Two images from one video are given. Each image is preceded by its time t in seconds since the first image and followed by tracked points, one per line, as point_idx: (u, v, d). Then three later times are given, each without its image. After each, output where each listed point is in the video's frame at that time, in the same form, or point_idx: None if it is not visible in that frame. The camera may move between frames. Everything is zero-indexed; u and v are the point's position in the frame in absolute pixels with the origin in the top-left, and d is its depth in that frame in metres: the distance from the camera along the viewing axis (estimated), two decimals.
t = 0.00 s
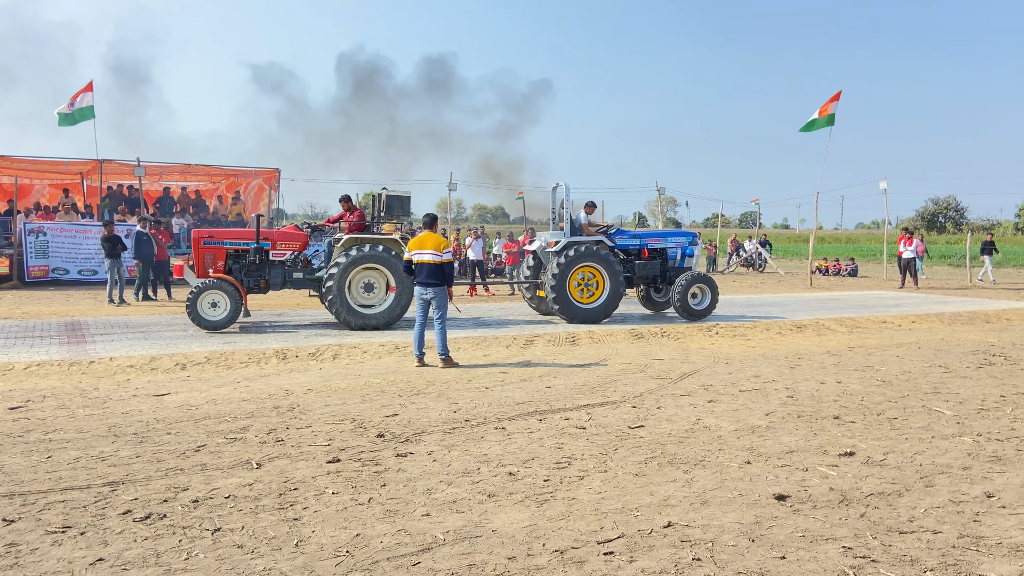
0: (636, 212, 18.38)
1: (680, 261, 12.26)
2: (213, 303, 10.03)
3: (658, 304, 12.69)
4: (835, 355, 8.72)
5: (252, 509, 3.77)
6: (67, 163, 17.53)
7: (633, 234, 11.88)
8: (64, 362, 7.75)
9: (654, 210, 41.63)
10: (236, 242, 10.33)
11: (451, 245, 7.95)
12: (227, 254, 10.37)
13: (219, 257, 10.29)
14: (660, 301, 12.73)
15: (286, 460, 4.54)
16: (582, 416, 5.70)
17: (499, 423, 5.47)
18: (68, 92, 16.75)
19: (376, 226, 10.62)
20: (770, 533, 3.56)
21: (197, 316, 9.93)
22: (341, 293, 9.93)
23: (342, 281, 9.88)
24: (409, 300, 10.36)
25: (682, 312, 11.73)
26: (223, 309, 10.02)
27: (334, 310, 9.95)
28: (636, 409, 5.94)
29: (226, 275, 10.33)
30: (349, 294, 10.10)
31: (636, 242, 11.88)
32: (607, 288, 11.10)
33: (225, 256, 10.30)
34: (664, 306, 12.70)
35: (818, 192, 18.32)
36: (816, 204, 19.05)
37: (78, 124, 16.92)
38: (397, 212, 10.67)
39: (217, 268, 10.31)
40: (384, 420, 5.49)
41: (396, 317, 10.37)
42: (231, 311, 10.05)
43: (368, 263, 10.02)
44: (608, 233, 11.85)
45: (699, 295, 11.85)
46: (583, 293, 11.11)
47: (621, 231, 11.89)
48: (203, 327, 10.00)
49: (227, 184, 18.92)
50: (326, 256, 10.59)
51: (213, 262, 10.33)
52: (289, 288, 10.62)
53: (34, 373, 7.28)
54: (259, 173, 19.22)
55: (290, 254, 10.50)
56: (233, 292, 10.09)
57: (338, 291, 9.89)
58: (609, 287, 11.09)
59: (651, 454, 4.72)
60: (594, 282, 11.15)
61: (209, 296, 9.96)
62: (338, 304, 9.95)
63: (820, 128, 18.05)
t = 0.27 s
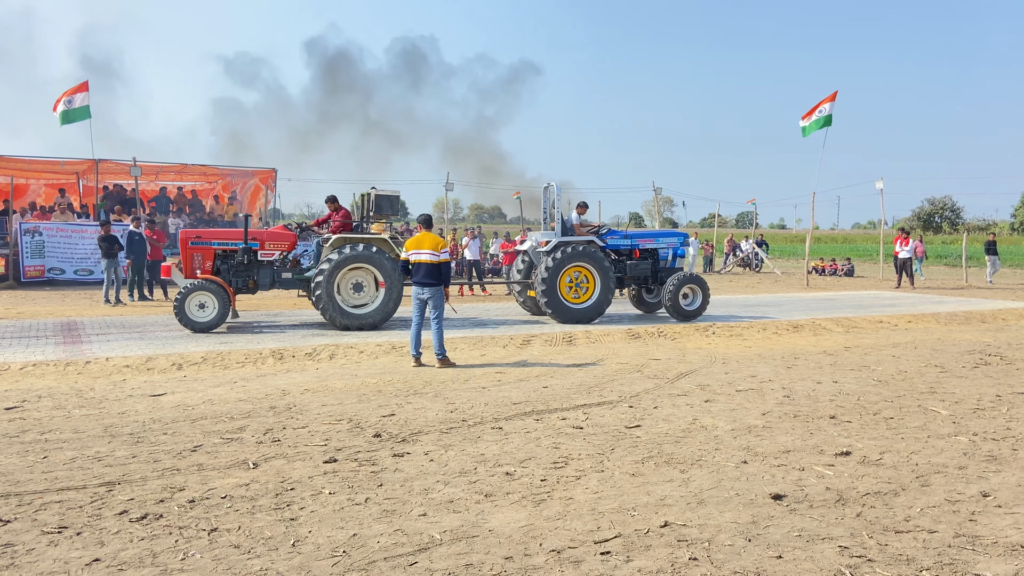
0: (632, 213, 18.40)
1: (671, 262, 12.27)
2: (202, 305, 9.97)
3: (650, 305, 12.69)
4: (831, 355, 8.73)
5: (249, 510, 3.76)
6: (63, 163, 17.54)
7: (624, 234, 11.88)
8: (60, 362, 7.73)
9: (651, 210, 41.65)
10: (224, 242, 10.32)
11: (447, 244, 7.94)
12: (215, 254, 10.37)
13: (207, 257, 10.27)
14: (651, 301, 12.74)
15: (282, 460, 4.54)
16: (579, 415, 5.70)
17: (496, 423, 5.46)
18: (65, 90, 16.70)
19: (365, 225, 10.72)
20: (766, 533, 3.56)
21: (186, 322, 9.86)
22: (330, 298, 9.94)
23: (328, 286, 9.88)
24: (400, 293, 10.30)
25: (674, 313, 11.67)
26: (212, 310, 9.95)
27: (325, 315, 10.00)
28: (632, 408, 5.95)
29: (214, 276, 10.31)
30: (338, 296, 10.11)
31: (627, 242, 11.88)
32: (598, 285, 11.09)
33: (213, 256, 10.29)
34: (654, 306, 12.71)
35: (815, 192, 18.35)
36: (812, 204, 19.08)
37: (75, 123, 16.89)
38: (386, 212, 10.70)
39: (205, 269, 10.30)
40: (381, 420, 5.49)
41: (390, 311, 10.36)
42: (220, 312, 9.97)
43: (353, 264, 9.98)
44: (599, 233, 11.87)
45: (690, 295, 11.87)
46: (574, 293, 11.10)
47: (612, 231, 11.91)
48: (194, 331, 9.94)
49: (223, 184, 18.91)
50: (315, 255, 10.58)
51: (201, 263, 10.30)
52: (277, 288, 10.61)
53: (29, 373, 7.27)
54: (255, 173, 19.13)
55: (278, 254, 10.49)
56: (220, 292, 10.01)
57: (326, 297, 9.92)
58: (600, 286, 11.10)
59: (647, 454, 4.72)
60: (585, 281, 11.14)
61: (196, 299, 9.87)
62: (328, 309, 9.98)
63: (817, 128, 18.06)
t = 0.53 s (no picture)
0: (630, 213, 18.41)
1: (663, 260, 12.33)
2: (191, 306, 9.94)
3: (643, 304, 12.70)
4: (829, 355, 8.74)
5: (247, 510, 3.76)
6: (60, 162, 17.50)
7: (616, 233, 11.93)
8: (58, 362, 7.73)
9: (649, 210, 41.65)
10: (213, 242, 10.30)
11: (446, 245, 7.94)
12: (204, 254, 10.34)
13: (197, 257, 10.24)
14: (645, 301, 12.74)
15: (281, 460, 4.54)
16: (577, 415, 5.70)
17: (494, 423, 5.47)
18: (62, 90, 16.69)
19: (356, 225, 10.77)
20: (764, 532, 3.57)
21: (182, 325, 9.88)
22: (324, 302, 9.96)
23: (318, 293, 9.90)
24: (389, 283, 10.25)
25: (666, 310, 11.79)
26: (203, 305, 9.94)
27: (321, 322, 10.06)
28: (631, 409, 5.95)
29: (203, 276, 10.26)
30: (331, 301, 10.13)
31: (619, 242, 11.93)
32: (589, 283, 11.08)
33: (202, 256, 10.25)
34: (648, 306, 12.74)
35: (813, 192, 18.37)
36: (811, 205, 19.11)
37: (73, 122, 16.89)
38: (377, 212, 10.74)
39: (195, 269, 10.24)
40: (379, 420, 5.49)
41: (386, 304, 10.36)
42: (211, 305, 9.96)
43: (336, 267, 9.95)
44: (591, 233, 11.87)
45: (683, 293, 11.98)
46: (566, 294, 11.11)
47: (604, 230, 11.96)
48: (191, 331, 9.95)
49: (221, 184, 18.89)
50: (306, 255, 10.59)
51: (191, 263, 10.26)
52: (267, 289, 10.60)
53: (27, 373, 7.26)
54: (253, 173, 19.17)
55: (269, 254, 10.49)
56: (206, 284, 10.00)
57: (318, 304, 9.93)
58: (591, 284, 11.09)
59: (645, 454, 4.73)
60: (576, 280, 11.13)
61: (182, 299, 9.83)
62: (322, 315, 10.01)
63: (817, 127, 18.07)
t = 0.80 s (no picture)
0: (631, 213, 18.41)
1: (657, 258, 12.28)
2: (182, 306, 9.93)
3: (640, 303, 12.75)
4: (830, 355, 8.74)
5: (249, 510, 3.77)
6: (61, 163, 17.49)
7: (609, 232, 11.84)
8: (59, 362, 7.74)
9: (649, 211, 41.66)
10: (205, 242, 10.26)
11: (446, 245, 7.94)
12: (197, 254, 10.30)
13: (189, 257, 10.21)
14: (642, 300, 12.80)
15: (282, 460, 4.54)
16: (578, 416, 5.71)
17: (495, 423, 5.47)
18: (63, 92, 16.71)
19: (350, 225, 10.82)
20: (765, 533, 3.57)
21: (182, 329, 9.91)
22: (320, 306, 9.98)
23: (313, 299, 9.93)
24: (380, 272, 10.20)
25: (661, 309, 11.89)
26: (195, 303, 9.93)
27: (326, 329, 10.12)
28: (631, 409, 5.96)
29: (196, 276, 10.23)
30: (328, 305, 10.15)
31: (613, 240, 11.85)
32: (582, 277, 11.07)
33: (195, 256, 10.23)
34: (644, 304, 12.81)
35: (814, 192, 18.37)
36: (811, 204, 19.11)
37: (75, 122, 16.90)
38: (371, 212, 10.84)
39: (187, 269, 10.21)
40: (380, 420, 5.50)
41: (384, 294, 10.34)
42: (204, 301, 9.97)
43: (323, 270, 9.94)
44: (584, 232, 11.83)
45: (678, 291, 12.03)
46: (561, 294, 11.11)
47: (597, 230, 11.87)
48: (193, 331, 10.00)
49: (222, 184, 18.90)
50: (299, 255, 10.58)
51: (183, 263, 10.24)
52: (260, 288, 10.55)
53: (29, 373, 7.27)
54: (254, 173, 19.17)
55: (261, 254, 10.45)
56: (193, 282, 9.99)
57: (316, 310, 9.95)
58: (584, 281, 11.08)
59: (646, 454, 4.73)
60: (568, 278, 11.11)
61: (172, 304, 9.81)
62: (324, 320, 10.06)
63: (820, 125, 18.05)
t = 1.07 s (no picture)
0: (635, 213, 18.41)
1: (655, 256, 12.32)
2: (177, 309, 9.90)
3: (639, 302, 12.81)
4: (836, 356, 8.73)
5: (254, 509, 3.78)
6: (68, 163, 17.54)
7: (607, 232, 11.85)
8: (66, 362, 7.77)
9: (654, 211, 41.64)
10: (202, 242, 10.23)
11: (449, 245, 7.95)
12: (194, 254, 10.28)
13: (186, 257, 10.20)
14: (641, 299, 12.92)
15: (288, 460, 4.55)
16: (583, 416, 5.71)
17: (500, 423, 5.48)
18: (71, 92, 16.79)
19: (347, 226, 10.78)
20: (771, 534, 3.56)
21: (185, 330, 9.90)
22: (321, 309, 10.03)
23: (314, 306, 9.99)
24: (370, 262, 10.16)
25: (661, 305, 12.09)
26: (191, 303, 9.90)
27: (334, 331, 10.20)
28: (637, 410, 5.95)
29: (192, 276, 10.22)
30: (330, 308, 10.19)
31: (610, 240, 11.86)
32: (579, 273, 11.03)
33: (191, 256, 10.22)
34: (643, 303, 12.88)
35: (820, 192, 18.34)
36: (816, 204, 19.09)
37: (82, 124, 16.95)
38: (368, 213, 10.72)
39: (184, 269, 10.22)
40: (385, 420, 5.52)
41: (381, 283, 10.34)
42: (198, 296, 9.92)
43: (316, 276, 9.94)
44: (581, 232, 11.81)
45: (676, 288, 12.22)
46: (560, 293, 11.09)
47: (594, 229, 11.87)
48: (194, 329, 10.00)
49: (228, 185, 18.93)
50: (295, 256, 10.57)
51: (180, 263, 10.23)
52: (257, 289, 10.57)
53: (36, 373, 7.29)
54: (260, 174, 19.19)
55: (258, 254, 10.44)
56: (183, 280, 9.96)
57: (319, 316, 10.02)
58: (580, 277, 11.03)
59: (651, 455, 4.73)
60: (565, 276, 11.07)
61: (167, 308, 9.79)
62: (330, 323, 10.13)
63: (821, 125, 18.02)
